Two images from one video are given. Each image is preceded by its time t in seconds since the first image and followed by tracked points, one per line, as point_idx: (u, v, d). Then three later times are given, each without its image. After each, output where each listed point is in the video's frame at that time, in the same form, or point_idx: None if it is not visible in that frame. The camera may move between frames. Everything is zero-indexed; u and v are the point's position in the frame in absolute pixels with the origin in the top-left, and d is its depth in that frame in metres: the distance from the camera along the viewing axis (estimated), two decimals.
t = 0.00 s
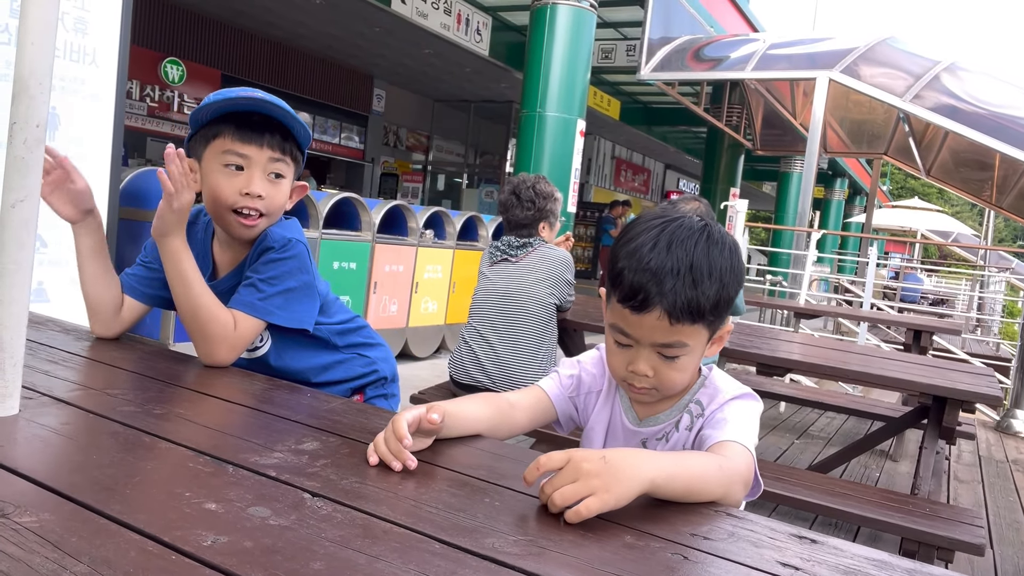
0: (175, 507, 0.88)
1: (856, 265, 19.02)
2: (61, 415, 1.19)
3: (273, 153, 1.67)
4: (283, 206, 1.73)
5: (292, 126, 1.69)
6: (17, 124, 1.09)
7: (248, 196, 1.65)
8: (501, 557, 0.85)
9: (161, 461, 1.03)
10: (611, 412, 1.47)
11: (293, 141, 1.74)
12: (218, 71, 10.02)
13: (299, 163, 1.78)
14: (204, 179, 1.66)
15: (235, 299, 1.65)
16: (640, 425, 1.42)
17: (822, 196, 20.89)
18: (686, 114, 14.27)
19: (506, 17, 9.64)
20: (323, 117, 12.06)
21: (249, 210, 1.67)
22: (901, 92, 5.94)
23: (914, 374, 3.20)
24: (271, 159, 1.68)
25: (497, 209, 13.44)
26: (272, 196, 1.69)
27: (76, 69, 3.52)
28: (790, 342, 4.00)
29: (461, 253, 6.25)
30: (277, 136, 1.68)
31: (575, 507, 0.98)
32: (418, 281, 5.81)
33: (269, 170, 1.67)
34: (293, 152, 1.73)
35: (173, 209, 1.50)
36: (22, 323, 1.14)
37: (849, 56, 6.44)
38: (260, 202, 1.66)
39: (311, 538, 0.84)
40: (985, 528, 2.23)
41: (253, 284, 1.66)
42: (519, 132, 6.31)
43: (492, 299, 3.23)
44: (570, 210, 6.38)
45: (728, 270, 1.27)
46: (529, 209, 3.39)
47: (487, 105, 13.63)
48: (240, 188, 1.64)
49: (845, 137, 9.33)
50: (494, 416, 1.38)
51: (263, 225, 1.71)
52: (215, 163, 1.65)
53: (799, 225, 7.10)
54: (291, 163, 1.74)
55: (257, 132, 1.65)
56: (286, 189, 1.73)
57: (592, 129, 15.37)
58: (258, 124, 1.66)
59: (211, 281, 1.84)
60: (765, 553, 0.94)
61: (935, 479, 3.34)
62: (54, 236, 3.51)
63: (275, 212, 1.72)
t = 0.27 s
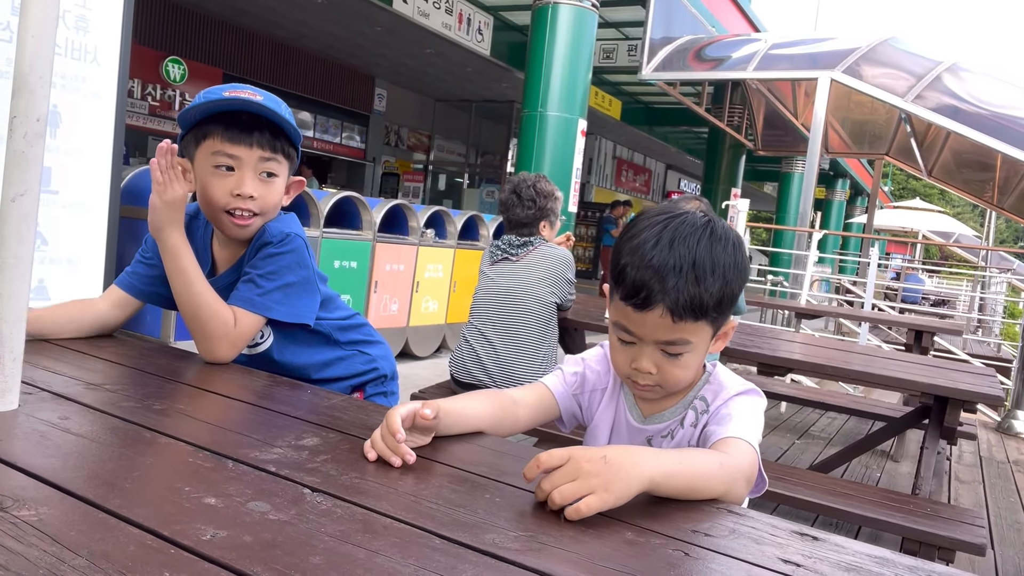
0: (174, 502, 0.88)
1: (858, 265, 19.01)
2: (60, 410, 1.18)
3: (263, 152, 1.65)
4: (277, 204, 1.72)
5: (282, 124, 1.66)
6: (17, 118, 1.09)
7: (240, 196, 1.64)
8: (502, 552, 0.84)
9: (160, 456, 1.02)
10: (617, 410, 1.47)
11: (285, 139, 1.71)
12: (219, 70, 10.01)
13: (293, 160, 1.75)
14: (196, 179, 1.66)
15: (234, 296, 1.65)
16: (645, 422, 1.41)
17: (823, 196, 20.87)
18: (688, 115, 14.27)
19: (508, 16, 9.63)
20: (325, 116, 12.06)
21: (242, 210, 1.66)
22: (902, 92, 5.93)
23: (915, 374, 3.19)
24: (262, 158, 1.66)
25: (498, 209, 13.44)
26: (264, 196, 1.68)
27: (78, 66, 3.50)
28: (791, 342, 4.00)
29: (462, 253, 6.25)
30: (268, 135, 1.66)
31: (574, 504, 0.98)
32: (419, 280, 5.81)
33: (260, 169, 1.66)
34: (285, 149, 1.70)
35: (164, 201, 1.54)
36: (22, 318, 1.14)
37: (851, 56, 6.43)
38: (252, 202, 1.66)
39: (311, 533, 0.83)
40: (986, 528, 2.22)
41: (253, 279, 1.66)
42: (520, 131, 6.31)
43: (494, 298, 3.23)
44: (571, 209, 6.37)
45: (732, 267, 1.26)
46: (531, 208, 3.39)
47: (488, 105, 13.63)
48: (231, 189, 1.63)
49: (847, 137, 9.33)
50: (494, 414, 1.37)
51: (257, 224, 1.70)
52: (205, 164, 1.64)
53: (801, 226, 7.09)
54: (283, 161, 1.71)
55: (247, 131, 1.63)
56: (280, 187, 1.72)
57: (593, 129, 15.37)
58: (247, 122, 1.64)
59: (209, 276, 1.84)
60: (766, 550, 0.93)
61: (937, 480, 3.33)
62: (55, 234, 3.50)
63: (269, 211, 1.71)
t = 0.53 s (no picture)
0: (175, 501, 0.88)
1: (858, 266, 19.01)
2: (60, 408, 1.18)
3: (242, 149, 1.62)
4: (265, 202, 1.68)
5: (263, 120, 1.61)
6: (18, 116, 1.08)
7: (223, 196, 1.62)
8: (502, 552, 0.84)
9: (160, 455, 1.02)
10: (610, 405, 1.47)
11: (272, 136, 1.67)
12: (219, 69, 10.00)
13: (283, 157, 1.71)
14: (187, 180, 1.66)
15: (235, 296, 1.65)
16: (640, 417, 1.41)
17: (824, 196, 20.87)
18: (689, 115, 14.28)
19: (509, 16, 9.63)
20: (326, 116, 12.06)
21: (226, 209, 1.63)
22: (904, 92, 5.93)
23: (915, 375, 3.19)
24: (244, 156, 1.63)
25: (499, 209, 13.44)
26: (248, 195, 1.64)
27: (79, 65, 3.51)
28: (792, 342, 3.99)
29: (462, 252, 6.25)
30: (249, 132, 1.62)
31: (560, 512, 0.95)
32: (420, 279, 5.81)
33: (242, 167, 1.63)
34: (271, 146, 1.66)
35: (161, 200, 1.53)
36: (23, 317, 1.14)
37: (852, 56, 6.43)
38: (235, 201, 1.62)
39: (312, 532, 0.83)
40: (986, 528, 2.22)
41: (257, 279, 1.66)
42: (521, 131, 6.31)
43: (494, 297, 3.23)
44: (572, 209, 6.38)
45: (731, 262, 1.26)
46: (532, 207, 3.39)
47: (489, 104, 13.63)
48: (213, 188, 1.61)
49: (848, 137, 9.33)
50: (490, 411, 1.38)
51: (245, 224, 1.67)
52: (193, 165, 1.64)
53: (801, 226, 7.09)
54: (270, 158, 1.67)
55: (226, 130, 1.60)
56: (267, 184, 1.68)
57: (594, 129, 15.37)
58: (227, 120, 1.61)
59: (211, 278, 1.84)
60: (767, 550, 0.93)
61: (937, 480, 3.33)
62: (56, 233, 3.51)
63: (256, 210, 1.67)
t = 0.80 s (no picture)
0: (180, 500, 0.88)
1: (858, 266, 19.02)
2: (64, 408, 1.19)
3: (187, 144, 1.59)
4: (216, 198, 1.61)
5: (199, 112, 1.56)
6: (23, 116, 1.09)
7: (176, 194, 1.61)
8: (505, 551, 0.84)
9: (163, 454, 1.03)
10: (610, 409, 1.46)
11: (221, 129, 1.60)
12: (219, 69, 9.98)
13: (239, 151, 1.63)
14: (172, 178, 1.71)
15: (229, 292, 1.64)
16: (639, 422, 1.41)
17: (824, 197, 20.88)
18: (689, 115, 14.28)
19: (510, 16, 9.63)
20: (326, 116, 12.06)
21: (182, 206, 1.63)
22: (904, 93, 5.93)
23: (916, 375, 3.19)
24: (190, 151, 1.59)
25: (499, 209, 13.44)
26: (195, 190, 1.60)
27: (80, 65, 3.52)
28: (792, 343, 4.00)
29: (463, 253, 6.26)
30: (193, 126, 1.58)
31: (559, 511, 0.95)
32: (420, 279, 5.81)
33: (189, 163, 1.59)
34: (217, 139, 1.59)
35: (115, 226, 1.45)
36: (26, 316, 1.14)
37: (853, 57, 6.43)
38: (184, 197, 1.60)
39: (315, 531, 0.84)
40: (986, 528, 2.23)
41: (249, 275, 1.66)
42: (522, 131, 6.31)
43: (494, 297, 3.23)
44: (573, 210, 6.38)
45: (734, 271, 1.26)
46: (533, 208, 3.39)
47: (489, 105, 13.63)
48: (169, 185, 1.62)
49: (848, 138, 9.33)
50: (492, 411, 1.38)
51: (203, 222, 1.63)
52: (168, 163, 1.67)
53: (801, 227, 7.09)
54: (218, 152, 1.60)
55: (173, 128, 1.59)
56: (219, 179, 1.61)
57: (594, 129, 15.37)
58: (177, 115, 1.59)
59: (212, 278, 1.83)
60: (770, 550, 0.94)
61: (937, 481, 3.33)
62: (57, 232, 3.52)
63: (209, 208, 1.62)
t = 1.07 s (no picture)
0: (183, 503, 0.88)
1: (859, 266, 19.01)
2: (66, 410, 1.19)
3: (173, 146, 1.59)
4: (200, 200, 1.61)
5: (182, 116, 1.56)
6: (26, 119, 1.09)
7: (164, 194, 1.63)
8: (509, 555, 0.85)
9: (166, 457, 1.03)
10: (611, 407, 1.46)
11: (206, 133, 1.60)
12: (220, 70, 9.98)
13: (224, 154, 1.62)
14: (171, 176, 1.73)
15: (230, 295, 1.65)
16: (643, 420, 1.40)
17: (825, 197, 20.88)
18: (690, 115, 14.28)
19: (511, 16, 9.64)
20: (327, 116, 12.06)
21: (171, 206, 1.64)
22: (905, 94, 5.92)
23: (918, 376, 3.19)
24: (176, 153, 1.60)
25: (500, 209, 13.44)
26: (179, 191, 1.61)
27: (82, 66, 3.52)
28: (793, 344, 3.99)
29: (464, 253, 6.26)
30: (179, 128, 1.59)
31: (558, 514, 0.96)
32: (421, 280, 5.81)
33: (174, 165, 1.60)
34: (200, 142, 1.59)
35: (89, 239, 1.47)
36: (29, 318, 1.14)
37: (854, 57, 6.42)
38: (170, 198, 1.62)
39: (319, 535, 0.84)
40: (987, 530, 2.23)
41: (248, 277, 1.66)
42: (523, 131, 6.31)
43: (495, 298, 3.24)
44: (574, 210, 6.38)
45: (737, 263, 1.27)
46: (535, 208, 3.39)
47: (490, 105, 13.63)
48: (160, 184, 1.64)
49: (849, 138, 9.33)
50: (492, 413, 1.38)
51: (187, 223, 1.64)
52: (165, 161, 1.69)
53: (802, 227, 7.09)
54: (201, 155, 1.60)
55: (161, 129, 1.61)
56: (202, 181, 1.60)
57: (595, 129, 15.36)
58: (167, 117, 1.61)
59: (210, 280, 1.82)
60: (772, 553, 0.94)
61: (939, 482, 3.33)
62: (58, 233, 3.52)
63: (194, 209, 1.62)
